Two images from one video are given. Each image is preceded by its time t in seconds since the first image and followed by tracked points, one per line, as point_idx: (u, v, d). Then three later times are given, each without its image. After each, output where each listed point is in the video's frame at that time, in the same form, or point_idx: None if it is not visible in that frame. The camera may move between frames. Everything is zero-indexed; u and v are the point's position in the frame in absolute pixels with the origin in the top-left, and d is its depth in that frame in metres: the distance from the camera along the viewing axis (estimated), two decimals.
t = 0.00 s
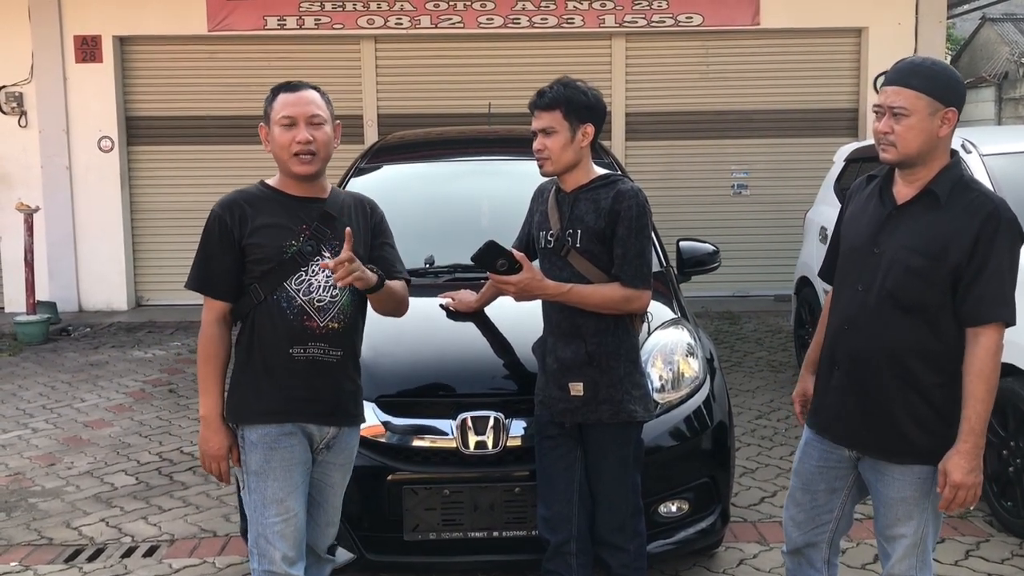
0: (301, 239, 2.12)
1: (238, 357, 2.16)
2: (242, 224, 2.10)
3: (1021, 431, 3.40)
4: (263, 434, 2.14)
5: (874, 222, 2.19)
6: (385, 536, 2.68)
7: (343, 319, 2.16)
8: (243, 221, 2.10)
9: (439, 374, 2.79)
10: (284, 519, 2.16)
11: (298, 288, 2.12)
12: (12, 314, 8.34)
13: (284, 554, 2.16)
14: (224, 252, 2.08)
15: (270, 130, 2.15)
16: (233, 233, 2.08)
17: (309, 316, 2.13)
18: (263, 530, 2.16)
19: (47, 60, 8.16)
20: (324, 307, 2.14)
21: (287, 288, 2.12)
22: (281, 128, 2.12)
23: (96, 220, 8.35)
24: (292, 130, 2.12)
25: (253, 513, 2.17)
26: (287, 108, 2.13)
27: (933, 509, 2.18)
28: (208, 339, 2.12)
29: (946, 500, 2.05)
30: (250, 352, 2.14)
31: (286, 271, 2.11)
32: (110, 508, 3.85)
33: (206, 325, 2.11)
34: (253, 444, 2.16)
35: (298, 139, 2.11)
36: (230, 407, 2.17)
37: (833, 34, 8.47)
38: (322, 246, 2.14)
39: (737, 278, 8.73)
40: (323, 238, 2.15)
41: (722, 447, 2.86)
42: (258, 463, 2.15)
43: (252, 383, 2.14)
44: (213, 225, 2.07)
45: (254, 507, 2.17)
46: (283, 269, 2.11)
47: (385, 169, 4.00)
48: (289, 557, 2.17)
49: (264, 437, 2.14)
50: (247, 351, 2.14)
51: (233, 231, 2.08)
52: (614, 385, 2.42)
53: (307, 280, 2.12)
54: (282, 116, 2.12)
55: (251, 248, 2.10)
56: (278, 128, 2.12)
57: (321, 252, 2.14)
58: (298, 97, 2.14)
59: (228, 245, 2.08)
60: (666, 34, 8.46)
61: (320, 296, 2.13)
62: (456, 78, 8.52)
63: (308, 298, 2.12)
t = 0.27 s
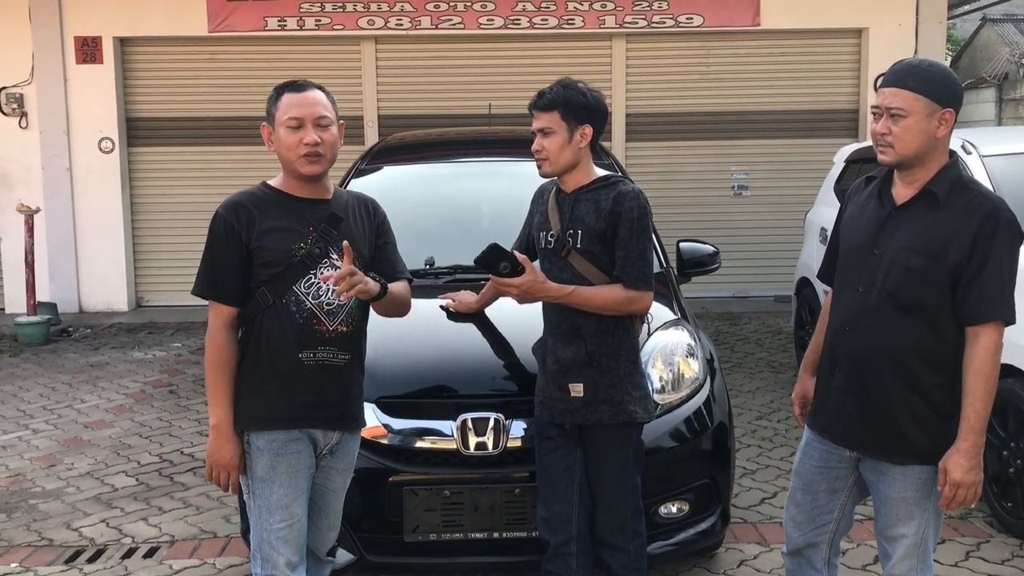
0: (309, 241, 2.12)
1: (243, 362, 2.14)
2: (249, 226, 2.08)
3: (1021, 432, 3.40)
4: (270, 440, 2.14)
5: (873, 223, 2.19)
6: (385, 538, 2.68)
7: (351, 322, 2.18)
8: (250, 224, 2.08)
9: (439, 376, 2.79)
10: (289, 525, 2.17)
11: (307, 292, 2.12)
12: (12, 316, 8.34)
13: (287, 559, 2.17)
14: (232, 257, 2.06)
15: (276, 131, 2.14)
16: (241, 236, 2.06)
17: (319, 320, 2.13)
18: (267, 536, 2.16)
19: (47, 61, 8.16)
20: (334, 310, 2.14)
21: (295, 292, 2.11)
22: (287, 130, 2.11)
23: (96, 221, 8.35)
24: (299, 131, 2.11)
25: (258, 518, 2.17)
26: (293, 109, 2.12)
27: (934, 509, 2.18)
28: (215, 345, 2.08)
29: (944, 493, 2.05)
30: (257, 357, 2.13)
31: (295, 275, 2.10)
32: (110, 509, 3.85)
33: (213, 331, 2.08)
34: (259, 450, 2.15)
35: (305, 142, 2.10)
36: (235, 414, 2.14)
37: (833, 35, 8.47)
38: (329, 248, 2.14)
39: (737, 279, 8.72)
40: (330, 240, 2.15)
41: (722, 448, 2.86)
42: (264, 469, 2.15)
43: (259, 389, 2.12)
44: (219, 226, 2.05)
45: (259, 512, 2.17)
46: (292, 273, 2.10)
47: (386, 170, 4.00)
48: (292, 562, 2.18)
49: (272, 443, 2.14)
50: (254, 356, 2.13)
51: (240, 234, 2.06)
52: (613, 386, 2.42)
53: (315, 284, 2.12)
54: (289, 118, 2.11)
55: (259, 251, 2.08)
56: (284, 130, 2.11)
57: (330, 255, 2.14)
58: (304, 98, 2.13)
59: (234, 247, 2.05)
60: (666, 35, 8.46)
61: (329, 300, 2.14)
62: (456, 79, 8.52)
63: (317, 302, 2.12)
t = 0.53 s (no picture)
0: (306, 242, 2.12)
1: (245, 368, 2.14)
2: (244, 230, 2.08)
3: (1021, 433, 3.41)
4: (274, 448, 2.14)
5: (871, 223, 2.19)
6: (385, 538, 2.68)
7: (353, 322, 2.18)
8: (245, 228, 2.08)
9: (439, 376, 2.79)
10: (292, 531, 2.17)
11: (306, 294, 2.12)
12: (12, 316, 8.34)
13: (290, 565, 2.17)
14: (227, 261, 2.06)
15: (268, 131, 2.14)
16: (236, 240, 2.07)
17: (321, 322, 2.13)
18: (270, 542, 2.16)
19: (47, 62, 8.17)
20: (335, 311, 2.15)
21: (295, 294, 2.11)
22: (281, 127, 2.11)
23: (96, 222, 8.35)
24: (293, 129, 2.12)
25: (260, 525, 2.17)
26: (286, 106, 2.12)
27: (932, 509, 2.18)
28: (219, 352, 2.08)
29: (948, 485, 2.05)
30: (258, 362, 2.12)
31: (294, 277, 2.10)
32: (110, 509, 3.85)
33: (215, 337, 2.08)
34: (263, 457, 2.15)
35: (299, 139, 2.11)
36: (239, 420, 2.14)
37: (833, 35, 8.47)
38: (327, 248, 2.15)
39: (737, 280, 8.73)
40: (327, 240, 2.15)
41: (722, 448, 2.86)
42: (268, 476, 2.15)
43: (261, 394, 2.12)
44: (214, 231, 2.05)
45: (261, 519, 2.17)
46: (291, 275, 2.10)
47: (386, 171, 4.01)
48: (295, 568, 2.18)
49: (276, 450, 2.14)
50: (256, 361, 2.12)
51: (236, 238, 2.06)
52: (613, 386, 2.42)
53: (315, 285, 2.13)
54: (283, 116, 2.12)
55: (256, 254, 2.08)
56: (278, 128, 2.12)
57: (328, 255, 2.14)
58: (297, 95, 2.14)
59: (230, 250, 2.06)
60: (666, 36, 8.47)
61: (329, 300, 2.14)
62: (456, 80, 8.53)
63: (318, 303, 2.13)
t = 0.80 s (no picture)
0: (304, 244, 2.13)
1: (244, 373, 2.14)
2: (237, 234, 2.08)
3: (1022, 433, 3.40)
4: (274, 452, 2.14)
5: (862, 222, 2.19)
6: (386, 538, 2.68)
7: (353, 324, 2.18)
8: (239, 232, 2.08)
9: (439, 376, 2.79)
10: (292, 535, 2.17)
11: (306, 297, 2.12)
12: (13, 317, 8.35)
13: (291, 569, 2.18)
14: (218, 265, 2.06)
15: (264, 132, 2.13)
16: (228, 242, 2.07)
17: (321, 325, 2.13)
18: (270, 547, 2.16)
19: (48, 62, 8.17)
20: (334, 314, 2.15)
21: (294, 298, 2.11)
22: (277, 133, 2.10)
23: (97, 223, 8.36)
24: (289, 135, 2.10)
25: (260, 529, 2.17)
26: (283, 112, 2.11)
27: (930, 509, 2.19)
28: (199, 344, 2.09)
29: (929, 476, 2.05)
30: (257, 367, 2.12)
31: (293, 281, 2.11)
32: (111, 509, 3.85)
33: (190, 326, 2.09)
34: (263, 462, 2.15)
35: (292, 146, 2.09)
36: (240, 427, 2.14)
37: (833, 35, 8.47)
38: (325, 250, 2.15)
39: (738, 280, 8.73)
40: (325, 242, 2.16)
41: (723, 448, 2.86)
42: (268, 482, 2.15)
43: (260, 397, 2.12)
44: (206, 234, 2.06)
45: (261, 523, 2.17)
46: (289, 278, 2.10)
47: (386, 171, 4.01)
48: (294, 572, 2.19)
49: (276, 455, 2.14)
50: (254, 365, 2.12)
51: (229, 243, 2.06)
52: (614, 386, 2.42)
53: (314, 288, 2.13)
54: (279, 121, 2.11)
55: (252, 257, 2.09)
56: (274, 133, 2.11)
57: (326, 257, 2.15)
58: (294, 100, 2.12)
59: (224, 255, 2.06)
60: (666, 36, 8.47)
61: (329, 303, 2.14)
62: (457, 80, 8.53)
63: (317, 306, 2.13)
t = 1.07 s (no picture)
0: (300, 244, 2.14)
1: (242, 375, 2.15)
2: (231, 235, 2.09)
3: None
4: (273, 456, 2.14)
5: (834, 222, 2.20)
6: (387, 537, 2.68)
7: (351, 325, 2.18)
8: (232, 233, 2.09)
9: (440, 376, 2.79)
10: (291, 539, 2.17)
11: (303, 299, 2.12)
12: (14, 317, 8.35)
13: (291, 572, 2.18)
14: (214, 263, 2.09)
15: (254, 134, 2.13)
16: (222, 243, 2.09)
17: (320, 327, 2.13)
18: (270, 551, 2.17)
19: (49, 63, 8.17)
20: (332, 315, 2.14)
21: (291, 299, 2.12)
22: (269, 140, 2.10)
23: (98, 223, 8.36)
24: (281, 142, 2.09)
25: (261, 533, 2.18)
26: (274, 118, 2.10)
27: (914, 510, 2.20)
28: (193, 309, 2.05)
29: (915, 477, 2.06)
30: (257, 369, 2.12)
31: (289, 282, 2.12)
32: (112, 509, 3.85)
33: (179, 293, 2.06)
34: (264, 466, 2.15)
35: (284, 153, 2.09)
36: (241, 430, 2.14)
37: (834, 35, 8.47)
38: (320, 251, 2.16)
39: (739, 280, 8.72)
40: (320, 242, 2.17)
41: (724, 448, 2.86)
42: (268, 485, 2.16)
43: (258, 397, 2.12)
44: (200, 232, 2.07)
45: (262, 527, 2.17)
46: (285, 278, 2.12)
47: (387, 172, 4.01)
48: None
49: (276, 459, 2.14)
50: (252, 366, 2.12)
51: (223, 240, 2.08)
52: (616, 385, 2.43)
53: (311, 289, 2.14)
54: (270, 128, 2.10)
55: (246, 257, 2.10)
56: (265, 139, 2.10)
57: (322, 258, 2.16)
58: (286, 105, 2.11)
59: (219, 252, 2.09)
60: (667, 36, 8.46)
61: (326, 304, 2.14)
62: (457, 80, 8.53)
63: (315, 307, 2.13)
